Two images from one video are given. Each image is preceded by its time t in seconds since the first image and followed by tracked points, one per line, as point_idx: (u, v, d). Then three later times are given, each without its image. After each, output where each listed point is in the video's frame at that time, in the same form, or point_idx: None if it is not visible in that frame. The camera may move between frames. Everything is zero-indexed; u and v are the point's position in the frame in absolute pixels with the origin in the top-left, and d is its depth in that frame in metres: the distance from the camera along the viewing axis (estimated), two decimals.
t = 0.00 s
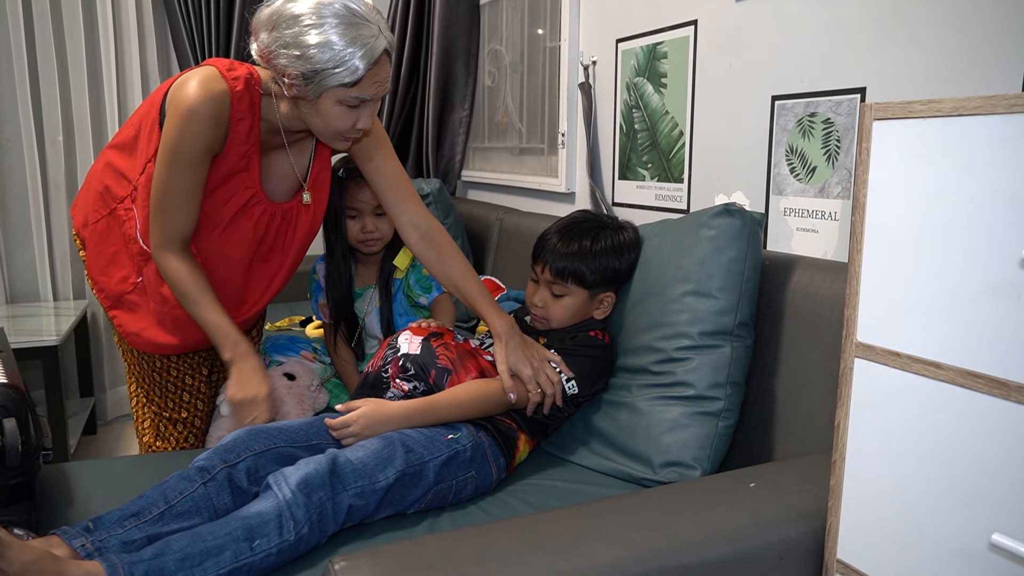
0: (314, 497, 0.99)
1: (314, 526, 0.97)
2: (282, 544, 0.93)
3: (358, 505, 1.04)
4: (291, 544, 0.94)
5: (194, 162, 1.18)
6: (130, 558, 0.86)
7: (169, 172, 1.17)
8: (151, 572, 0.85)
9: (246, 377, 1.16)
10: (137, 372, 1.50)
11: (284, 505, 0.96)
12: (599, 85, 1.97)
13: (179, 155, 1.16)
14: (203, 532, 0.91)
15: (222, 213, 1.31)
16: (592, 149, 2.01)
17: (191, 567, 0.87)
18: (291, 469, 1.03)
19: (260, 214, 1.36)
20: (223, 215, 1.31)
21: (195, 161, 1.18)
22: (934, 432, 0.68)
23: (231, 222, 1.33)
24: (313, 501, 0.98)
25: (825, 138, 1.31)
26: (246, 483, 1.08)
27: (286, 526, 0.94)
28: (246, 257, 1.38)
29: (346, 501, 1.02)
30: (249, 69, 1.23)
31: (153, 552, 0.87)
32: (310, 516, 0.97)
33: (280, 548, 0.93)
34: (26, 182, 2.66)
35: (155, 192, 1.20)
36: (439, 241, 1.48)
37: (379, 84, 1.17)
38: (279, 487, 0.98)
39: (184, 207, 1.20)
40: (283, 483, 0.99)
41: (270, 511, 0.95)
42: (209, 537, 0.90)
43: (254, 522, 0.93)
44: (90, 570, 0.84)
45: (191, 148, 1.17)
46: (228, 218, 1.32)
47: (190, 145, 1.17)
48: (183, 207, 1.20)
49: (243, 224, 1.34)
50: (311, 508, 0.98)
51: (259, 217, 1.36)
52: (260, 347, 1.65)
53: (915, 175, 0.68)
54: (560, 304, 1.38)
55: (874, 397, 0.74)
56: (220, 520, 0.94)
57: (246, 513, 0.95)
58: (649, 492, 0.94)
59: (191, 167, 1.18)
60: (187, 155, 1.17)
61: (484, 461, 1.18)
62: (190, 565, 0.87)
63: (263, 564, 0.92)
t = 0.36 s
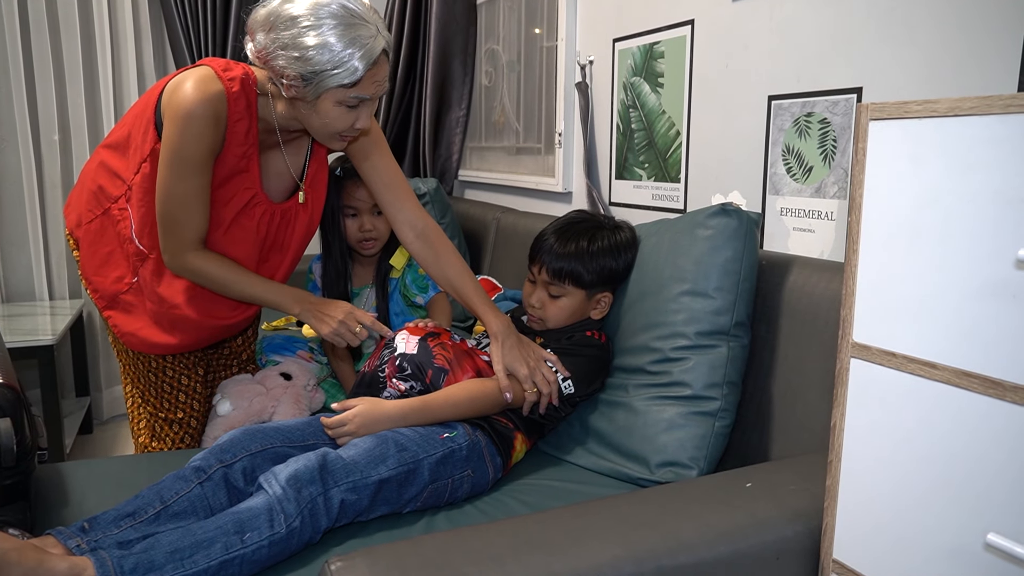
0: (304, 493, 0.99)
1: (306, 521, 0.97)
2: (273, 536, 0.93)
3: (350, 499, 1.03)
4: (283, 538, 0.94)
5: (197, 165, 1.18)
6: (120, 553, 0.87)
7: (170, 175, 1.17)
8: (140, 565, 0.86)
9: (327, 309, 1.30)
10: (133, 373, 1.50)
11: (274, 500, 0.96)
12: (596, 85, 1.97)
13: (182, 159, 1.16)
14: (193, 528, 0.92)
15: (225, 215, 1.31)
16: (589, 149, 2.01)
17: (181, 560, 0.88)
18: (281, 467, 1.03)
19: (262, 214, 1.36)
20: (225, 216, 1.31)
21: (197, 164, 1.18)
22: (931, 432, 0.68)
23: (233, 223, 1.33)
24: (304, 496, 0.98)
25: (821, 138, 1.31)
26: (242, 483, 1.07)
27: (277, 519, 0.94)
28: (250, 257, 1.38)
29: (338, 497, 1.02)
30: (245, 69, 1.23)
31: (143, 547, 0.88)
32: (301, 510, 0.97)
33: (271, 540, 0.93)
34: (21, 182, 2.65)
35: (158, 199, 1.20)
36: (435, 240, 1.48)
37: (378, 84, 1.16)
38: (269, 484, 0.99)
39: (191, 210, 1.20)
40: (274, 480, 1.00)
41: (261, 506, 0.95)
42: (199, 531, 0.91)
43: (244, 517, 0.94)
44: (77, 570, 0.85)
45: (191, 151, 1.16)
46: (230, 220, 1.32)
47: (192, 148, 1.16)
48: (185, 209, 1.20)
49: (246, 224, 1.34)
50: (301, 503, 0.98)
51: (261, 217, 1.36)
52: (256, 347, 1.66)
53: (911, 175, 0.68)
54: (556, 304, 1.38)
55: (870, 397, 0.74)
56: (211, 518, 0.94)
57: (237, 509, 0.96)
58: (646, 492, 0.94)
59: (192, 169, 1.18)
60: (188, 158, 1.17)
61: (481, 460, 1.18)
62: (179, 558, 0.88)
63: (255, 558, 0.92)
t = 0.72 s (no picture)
0: (303, 495, 0.99)
1: (304, 523, 0.97)
2: (271, 538, 0.93)
3: (349, 502, 1.03)
4: (281, 539, 0.94)
5: (193, 168, 1.18)
6: (117, 555, 0.87)
7: (165, 176, 1.17)
8: (138, 566, 0.86)
9: (311, 325, 1.31)
10: (132, 374, 1.49)
11: (272, 502, 0.96)
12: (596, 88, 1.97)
13: (179, 162, 1.16)
14: (190, 529, 0.91)
15: (222, 217, 1.31)
16: (589, 152, 2.01)
17: (179, 561, 0.88)
18: (280, 470, 1.03)
19: (260, 217, 1.35)
20: (222, 219, 1.31)
21: (193, 166, 1.18)
22: (931, 437, 0.68)
23: (230, 225, 1.33)
24: (303, 498, 0.98)
25: (821, 142, 1.31)
26: (241, 485, 1.07)
27: (275, 521, 0.94)
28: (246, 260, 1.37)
29: (337, 499, 1.02)
30: (246, 72, 1.23)
31: (141, 548, 0.88)
32: (299, 512, 0.97)
33: (269, 542, 0.93)
34: (20, 183, 2.65)
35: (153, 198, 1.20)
36: (435, 242, 1.48)
37: (381, 90, 1.17)
38: (268, 487, 0.99)
39: (183, 211, 1.20)
40: (272, 482, 1.00)
41: (259, 508, 0.95)
42: (197, 533, 0.91)
43: (243, 518, 0.94)
44: (74, 570, 0.85)
45: (188, 153, 1.16)
46: (227, 222, 1.32)
47: (190, 151, 1.16)
48: (179, 210, 1.20)
49: (244, 226, 1.34)
50: (300, 505, 0.98)
51: (259, 220, 1.35)
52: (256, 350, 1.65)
53: (912, 181, 0.68)
54: (555, 306, 1.38)
55: (871, 402, 0.74)
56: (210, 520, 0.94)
57: (235, 511, 0.95)
58: (646, 496, 0.94)
59: (188, 171, 1.18)
60: (185, 160, 1.17)
61: (481, 463, 1.18)
62: (177, 559, 0.88)
63: (253, 560, 0.92)
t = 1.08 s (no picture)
0: (305, 496, 0.99)
1: (307, 524, 0.97)
2: (274, 539, 0.93)
3: (352, 503, 1.03)
4: (284, 540, 0.94)
5: (195, 169, 1.18)
6: (120, 554, 0.87)
7: (166, 175, 1.17)
8: (141, 565, 0.86)
9: (301, 338, 1.28)
10: (134, 375, 1.49)
11: (275, 503, 0.96)
12: (599, 90, 1.97)
13: (182, 163, 1.16)
14: (193, 529, 0.91)
15: (223, 218, 1.31)
16: (592, 154, 2.01)
17: (183, 561, 0.88)
18: (282, 471, 1.03)
19: (263, 218, 1.36)
20: (224, 220, 1.31)
21: (195, 167, 1.18)
22: (936, 442, 0.68)
23: (233, 226, 1.33)
24: (305, 499, 0.99)
25: (825, 145, 1.31)
26: (244, 487, 1.07)
27: (278, 522, 0.94)
28: (248, 261, 1.38)
29: (339, 500, 1.02)
30: (251, 74, 1.23)
31: (144, 548, 0.88)
32: (302, 513, 0.97)
33: (272, 542, 0.93)
34: (23, 183, 2.66)
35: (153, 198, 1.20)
36: (437, 243, 1.48)
37: (384, 91, 1.17)
38: (271, 488, 0.99)
39: (184, 211, 1.20)
40: (275, 483, 1.00)
41: (262, 509, 0.95)
42: (201, 532, 0.91)
43: (246, 519, 0.94)
44: (72, 571, 0.84)
45: (190, 154, 1.16)
46: (230, 223, 1.32)
47: (192, 153, 1.16)
48: (179, 211, 1.20)
49: (246, 228, 1.34)
50: (303, 506, 0.98)
51: (262, 221, 1.36)
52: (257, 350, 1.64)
53: (918, 185, 0.68)
54: (551, 299, 1.38)
55: (875, 406, 0.74)
56: (213, 520, 0.94)
57: (238, 512, 0.96)
58: (649, 499, 0.94)
59: (190, 171, 1.17)
60: (187, 161, 1.17)
61: (483, 465, 1.18)
62: (180, 558, 0.88)
63: (255, 561, 0.92)
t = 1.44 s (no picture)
0: (302, 489, 0.99)
1: (305, 516, 0.97)
2: (270, 530, 0.93)
3: (350, 496, 1.03)
4: (281, 531, 0.94)
5: (190, 163, 1.17)
6: (116, 545, 0.86)
7: (162, 170, 1.16)
8: (136, 556, 0.85)
9: (233, 374, 1.19)
10: (134, 371, 1.49)
11: (272, 495, 0.97)
12: (599, 86, 1.97)
13: (176, 158, 1.16)
14: (190, 522, 0.92)
15: (221, 214, 1.31)
16: (592, 150, 2.01)
17: (179, 551, 0.88)
18: (280, 465, 1.03)
19: (261, 214, 1.35)
20: (221, 216, 1.31)
21: (190, 162, 1.17)
22: (936, 436, 0.68)
23: (231, 222, 1.33)
24: (302, 492, 0.99)
25: (825, 141, 1.31)
26: (246, 483, 1.07)
27: (274, 513, 0.94)
28: (246, 257, 1.37)
29: (337, 493, 1.02)
30: (250, 70, 1.22)
31: (139, 539, 0.88)
32: (299, 505, 0.97)
33: (269, 533, 0.93)
34: (24, 181, 2.66)
35: (143, 191, 1.18)
36: (438, 239, 1.48)
37: (384, 84, 1.17)
38: (268, 481, 0.99)
39: (179, 206, 1.20)
40: (272, 477, 1.00)
41: (259, 501, 0.96)
42: (198, 525, 0.91)
43: (242, 511, 0.94)
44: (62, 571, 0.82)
45: (186, 149, 1.16)
46: (229, 219, 1.32)
47: (189, 148, 1.16)
48: (174, 205, 1.19)
49: (244, 223, 1.34)
50: (300, 498, 0.98)
51: (260, 217, 1.35)
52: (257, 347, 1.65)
53: (918, 180, 0.67)
54: (546, 284, 1.40)
55: (875, 400, 0.74)
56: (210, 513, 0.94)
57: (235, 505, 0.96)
58: (650, 493, 0.94)
59: (186, 166, 1.17)
60: (182, 155, 1.16)
61: (483, 460, 1.18)
62: (177, 549, 0.88)
63: (252, 552, 0.92)
